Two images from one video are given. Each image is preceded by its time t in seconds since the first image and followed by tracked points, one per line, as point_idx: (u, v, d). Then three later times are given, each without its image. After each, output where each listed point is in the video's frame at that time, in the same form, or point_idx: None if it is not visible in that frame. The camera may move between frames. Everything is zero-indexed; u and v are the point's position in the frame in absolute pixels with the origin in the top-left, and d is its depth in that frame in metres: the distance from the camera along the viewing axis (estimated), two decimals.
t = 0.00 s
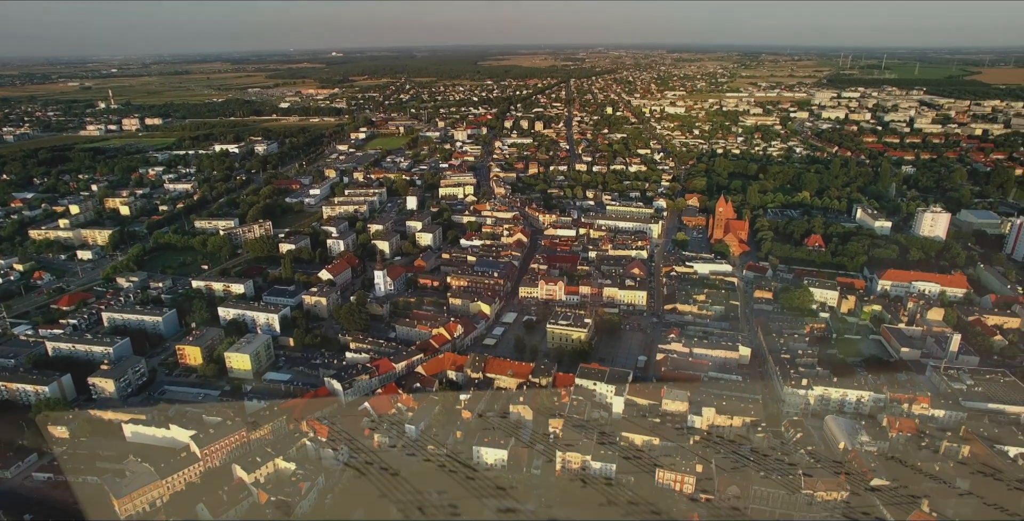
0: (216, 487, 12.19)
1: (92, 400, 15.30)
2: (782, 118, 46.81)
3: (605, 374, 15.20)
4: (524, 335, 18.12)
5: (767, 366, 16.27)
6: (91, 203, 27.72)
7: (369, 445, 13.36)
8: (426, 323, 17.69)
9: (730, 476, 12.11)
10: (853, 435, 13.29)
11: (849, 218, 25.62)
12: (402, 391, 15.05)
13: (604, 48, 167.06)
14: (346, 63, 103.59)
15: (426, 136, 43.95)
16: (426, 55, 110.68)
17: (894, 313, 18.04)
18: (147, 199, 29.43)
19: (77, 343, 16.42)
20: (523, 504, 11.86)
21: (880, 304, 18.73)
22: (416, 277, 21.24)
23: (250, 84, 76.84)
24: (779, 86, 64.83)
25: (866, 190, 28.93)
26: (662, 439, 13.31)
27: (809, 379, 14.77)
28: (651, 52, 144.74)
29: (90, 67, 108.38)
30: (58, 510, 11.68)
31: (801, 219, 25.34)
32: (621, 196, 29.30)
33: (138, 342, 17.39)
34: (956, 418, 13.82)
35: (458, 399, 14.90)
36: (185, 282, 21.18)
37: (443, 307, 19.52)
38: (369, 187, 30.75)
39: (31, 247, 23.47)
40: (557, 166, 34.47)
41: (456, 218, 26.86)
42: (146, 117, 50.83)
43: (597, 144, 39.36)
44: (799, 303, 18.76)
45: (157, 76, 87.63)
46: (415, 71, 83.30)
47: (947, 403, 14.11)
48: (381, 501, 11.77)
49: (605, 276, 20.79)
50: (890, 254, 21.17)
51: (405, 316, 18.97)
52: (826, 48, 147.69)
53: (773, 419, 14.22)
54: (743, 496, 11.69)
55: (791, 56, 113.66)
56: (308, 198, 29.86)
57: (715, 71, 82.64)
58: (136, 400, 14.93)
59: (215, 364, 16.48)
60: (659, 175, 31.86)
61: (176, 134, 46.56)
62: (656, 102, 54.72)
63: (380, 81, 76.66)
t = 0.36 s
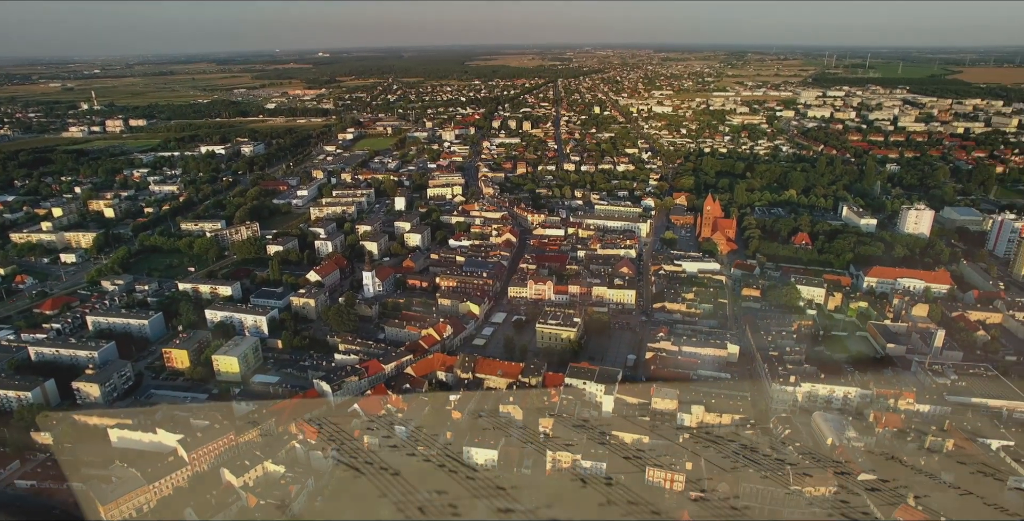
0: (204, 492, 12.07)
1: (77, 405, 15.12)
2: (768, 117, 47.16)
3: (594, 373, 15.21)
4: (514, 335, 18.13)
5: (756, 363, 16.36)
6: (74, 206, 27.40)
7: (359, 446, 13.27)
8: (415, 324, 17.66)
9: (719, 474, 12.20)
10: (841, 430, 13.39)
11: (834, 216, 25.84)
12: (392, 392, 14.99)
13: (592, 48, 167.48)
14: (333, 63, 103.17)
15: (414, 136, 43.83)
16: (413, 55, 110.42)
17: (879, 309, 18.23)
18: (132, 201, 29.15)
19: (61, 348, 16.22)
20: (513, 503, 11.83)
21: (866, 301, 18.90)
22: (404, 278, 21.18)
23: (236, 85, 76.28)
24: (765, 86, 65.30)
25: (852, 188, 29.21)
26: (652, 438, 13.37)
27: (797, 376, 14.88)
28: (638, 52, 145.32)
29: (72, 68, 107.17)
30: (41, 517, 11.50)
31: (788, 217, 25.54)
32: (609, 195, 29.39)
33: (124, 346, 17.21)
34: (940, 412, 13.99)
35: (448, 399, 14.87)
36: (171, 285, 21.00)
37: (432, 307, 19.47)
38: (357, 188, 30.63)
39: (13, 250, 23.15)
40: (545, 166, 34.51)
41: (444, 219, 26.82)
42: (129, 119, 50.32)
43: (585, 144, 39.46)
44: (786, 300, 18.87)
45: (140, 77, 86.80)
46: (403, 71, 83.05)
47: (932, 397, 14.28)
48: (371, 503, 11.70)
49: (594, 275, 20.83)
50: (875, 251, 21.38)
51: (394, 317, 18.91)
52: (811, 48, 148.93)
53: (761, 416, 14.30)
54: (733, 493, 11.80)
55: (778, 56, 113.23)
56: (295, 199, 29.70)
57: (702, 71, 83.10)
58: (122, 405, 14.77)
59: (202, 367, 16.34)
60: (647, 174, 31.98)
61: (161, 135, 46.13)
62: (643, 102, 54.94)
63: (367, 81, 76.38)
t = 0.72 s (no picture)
0: (192, 496, 11.93)
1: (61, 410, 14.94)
2: (755, 116, 47.49)
3: (583, 373, 15.20)
4: (503, 335, 18.12)
5: (744, 361, 16.44)
6: (56, 209, 27.07)
7: (348, 448, 13.20)
8: (404, 326, 17.60)
9: (709, 472, 12.32)
10: (828, 426, 13.50)
11: (820, 214, 26.06)
12: (381, 394, 14.92)
13: (579, 48, 167.86)
14: (320, 64, 102.69)
15: (402, 137, 43.71)
16: (399, 56, 110.10)
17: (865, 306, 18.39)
18: (117, 203, 28.86)
19: (44, 353, 16.03)
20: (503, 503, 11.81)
21: (852, 298, 19.08)
22: (393, 279, 21.11)
23: (222, 86, 75.68)
24: (751, 85, 65.74)
25: (837, 187, 29.48)
26: (641, 437, 13.44)
27: (785, 373, 14.97)
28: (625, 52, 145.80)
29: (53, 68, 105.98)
30: None
31: (774, 215, 25.72)
32: (597, 195, 29.47)
33: (109, 350, 17.03)
34: (924, 407, 14.14)
35: (437, 400, 14.81)
36: (157, 288, 20.82)
37: (420, 308, 19.43)
38: (344, 189, 30.51)
39: None
40: (533, 166, 34.54)
41: (432, 219, 26.77)
42: (113, 120, 49.80)
43: (572, 143, 39.54)
44: (774, 298, 18.97)
45: (123, 78, 85.87)
46: (390, 72, 82.77)
47: (916, 392, 14.40)
48: (361, 505, 11.65)
49: (582, 275, 20.87)
50: (861, 249, 21.58)
51: (383, 318, 18.84)
52: (797, 48, 150.07)
53: (750, 412, 14.37)
54: (722, 490, 11.93)
55: (764, 56, 112.77)
56: (282, 201, 29.53)
57: (688, 70, 83.50)
58: (106, 410, 14.61)
59: (189, 371, 16.21)
60: (635, 173, 32.08)
61: (145, 137, 45.71)
62: (630, 101, 55.14)
63: (354, 82, 76.10)
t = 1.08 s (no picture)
0: (179, 501, 11.77)
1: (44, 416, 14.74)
2: (741, 115, 47.82)
3: (572, 372, 15.21)
4: (491, 335, 18.12)
5: (732, 359, 16.54)
6: (39, 212, 26.78)
7: (337, 450, 13.10)
8: (392, 327, 17.55)
9: (698, 469, 12.40)
10: (815, 422, 13.63)
11: (806, 212, 26.27)
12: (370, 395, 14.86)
13: (566, 48, 168.23)
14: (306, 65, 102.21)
15: (389, 138, 43.59)
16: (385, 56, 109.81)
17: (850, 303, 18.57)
18: (100, 206, 28.57)
19: (27, 358, 15.83)
20: (494, 502, 11.78)
21: (838, 295, 19.27)
22: (381, 280, 21.05)
23: (206, 87, 75.10)
24: (737, 85, 66.18)
25: (822, 185, 29.74)
26: (630, 435, 13.47)
27: (772, 371, 15.08)
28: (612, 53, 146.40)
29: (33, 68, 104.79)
30: None
31: (760, 214, 25.91)
32: (585, 194, 29.55)
33: (93, 354, 16.86)
34: (909, 403, 14.30)
35: (426, 401, 14.76)
36: (142, 291, 20.63)
37: (409, 310, 19.38)
38: (331, 190, 30.38)
39: None
40: (521, 166, 34.57)
41: (420, 220, 26.72)
42: (95, 122, 49.28)
43: (560, 143, 39.62)
44: (761, 296, 19.09)
45: (105, 79, 84.91)
46: (377, 72, 82.53)
47: (901, 388, 14.55)
48: (351, 506, 11.59)
49: (570, 274, 20.89)
50: (846, 247, 21.78)
51: (371, 320, 18.78)
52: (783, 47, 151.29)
53: (738, 411, 14.45)
54: (711, 485, 12.01)
55: (749, 57, 113.85)
56: (269, 203, 29.37)
57: (674, 70, 83.97)
58: (90, 415, 14.45)
59: (176, 375, 16.08)
60: (622, 173, 32.20)
61: (129, 139, 45.28)
62: (618, 101, 55.35)
63: (340, 83, 75.82)
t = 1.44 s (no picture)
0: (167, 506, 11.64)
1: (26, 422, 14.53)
2: (727, 114, 48.14)
3: (561, 372, 15.21)
4: (480, 336, 18.12)
5: (719, 357, 16.64)
6: (20, 215, 26.43)
7: (326, 453, 13.03)
8: (381, 328, 17.50)
9: (687, 466, 12.48)
10: (802, 418, 13.77)
11: (792, 210, 26.50)
12: (359, 397, 14.79)
13: (553, 48, 168.50)
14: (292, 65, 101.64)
15: (376, 138, 43.48)
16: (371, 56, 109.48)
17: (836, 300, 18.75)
18: (83, 209, 28.26)
19: (8, 364, 15.61)
20: (485, 502, 11.74)
21: (824, 293, 19.44)
22: (369, 281, 20.99)
23: (191, 88, 74.49)
24: (723, 84, 66.65)
25: (808, 184, 30.01)
26: (619, 434, 13.51)
27: (760, 368, 15.17)
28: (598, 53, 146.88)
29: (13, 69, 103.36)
30: None
31: (747, 212, 26.10)
32: (573, 194, 29.61)
33: (76, 359, 16.65)
34: (894, 399, 14.47)
35: (415, 402, 14.74)
36: (126, 295, 20.43)
37: (397, 311, 19.33)
38: (318, 192, 30.24)
39: None
40: (508, 166, 34.61)
41: (408, 221, 26.67)
42: (77, 123, 48.71)
43: (547, 143, 39.71)
44: (747, 294, 19.23)
45: (87, 80, 83.82)
46: (364, 73, 82.28)
47: (886, 383, 14.71)
48: (341, 508, 11.53)
49: (559, 274, 20.93)
50: (831, 245, 21.99)
51: (359, 321, 18.71)
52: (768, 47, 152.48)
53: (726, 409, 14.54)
54: (700, 482, 12.08)
55: (734, 57, 114.74)
56: (255, 205, 29.19)
57: (661, 69, 84.38)
58: (74, 421, 14.28)
59: (161, 379, 15.92)
60: (609, 172, 32.30)
61: (112, 141, 44.81)
62: (605, 101, 55.54)
63: (327, 83, 75.49)
